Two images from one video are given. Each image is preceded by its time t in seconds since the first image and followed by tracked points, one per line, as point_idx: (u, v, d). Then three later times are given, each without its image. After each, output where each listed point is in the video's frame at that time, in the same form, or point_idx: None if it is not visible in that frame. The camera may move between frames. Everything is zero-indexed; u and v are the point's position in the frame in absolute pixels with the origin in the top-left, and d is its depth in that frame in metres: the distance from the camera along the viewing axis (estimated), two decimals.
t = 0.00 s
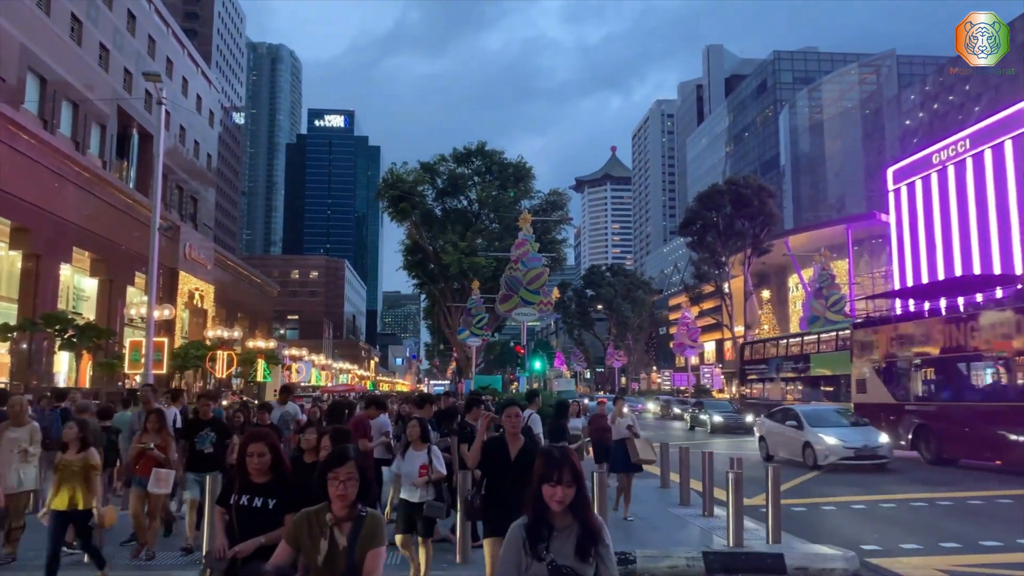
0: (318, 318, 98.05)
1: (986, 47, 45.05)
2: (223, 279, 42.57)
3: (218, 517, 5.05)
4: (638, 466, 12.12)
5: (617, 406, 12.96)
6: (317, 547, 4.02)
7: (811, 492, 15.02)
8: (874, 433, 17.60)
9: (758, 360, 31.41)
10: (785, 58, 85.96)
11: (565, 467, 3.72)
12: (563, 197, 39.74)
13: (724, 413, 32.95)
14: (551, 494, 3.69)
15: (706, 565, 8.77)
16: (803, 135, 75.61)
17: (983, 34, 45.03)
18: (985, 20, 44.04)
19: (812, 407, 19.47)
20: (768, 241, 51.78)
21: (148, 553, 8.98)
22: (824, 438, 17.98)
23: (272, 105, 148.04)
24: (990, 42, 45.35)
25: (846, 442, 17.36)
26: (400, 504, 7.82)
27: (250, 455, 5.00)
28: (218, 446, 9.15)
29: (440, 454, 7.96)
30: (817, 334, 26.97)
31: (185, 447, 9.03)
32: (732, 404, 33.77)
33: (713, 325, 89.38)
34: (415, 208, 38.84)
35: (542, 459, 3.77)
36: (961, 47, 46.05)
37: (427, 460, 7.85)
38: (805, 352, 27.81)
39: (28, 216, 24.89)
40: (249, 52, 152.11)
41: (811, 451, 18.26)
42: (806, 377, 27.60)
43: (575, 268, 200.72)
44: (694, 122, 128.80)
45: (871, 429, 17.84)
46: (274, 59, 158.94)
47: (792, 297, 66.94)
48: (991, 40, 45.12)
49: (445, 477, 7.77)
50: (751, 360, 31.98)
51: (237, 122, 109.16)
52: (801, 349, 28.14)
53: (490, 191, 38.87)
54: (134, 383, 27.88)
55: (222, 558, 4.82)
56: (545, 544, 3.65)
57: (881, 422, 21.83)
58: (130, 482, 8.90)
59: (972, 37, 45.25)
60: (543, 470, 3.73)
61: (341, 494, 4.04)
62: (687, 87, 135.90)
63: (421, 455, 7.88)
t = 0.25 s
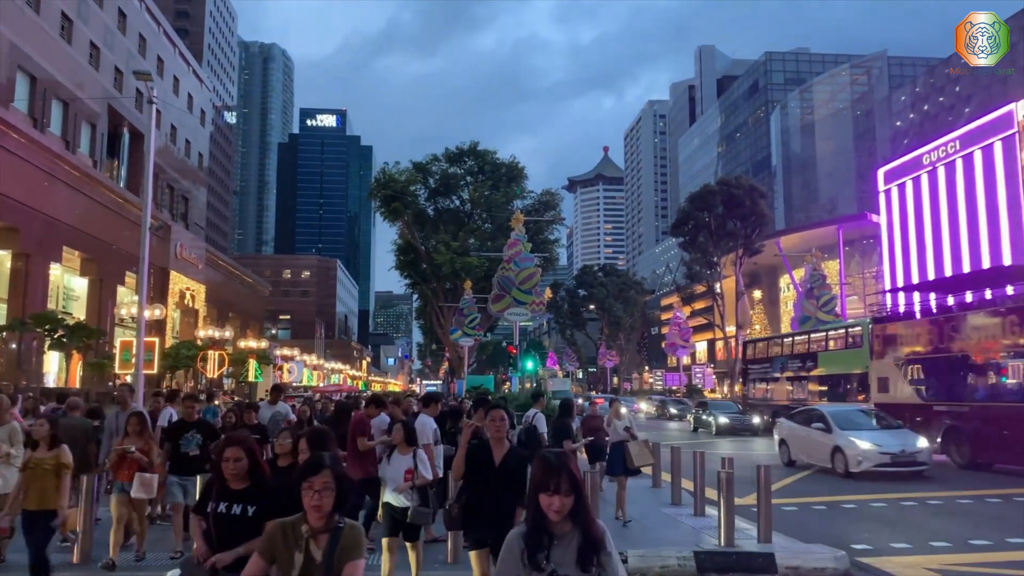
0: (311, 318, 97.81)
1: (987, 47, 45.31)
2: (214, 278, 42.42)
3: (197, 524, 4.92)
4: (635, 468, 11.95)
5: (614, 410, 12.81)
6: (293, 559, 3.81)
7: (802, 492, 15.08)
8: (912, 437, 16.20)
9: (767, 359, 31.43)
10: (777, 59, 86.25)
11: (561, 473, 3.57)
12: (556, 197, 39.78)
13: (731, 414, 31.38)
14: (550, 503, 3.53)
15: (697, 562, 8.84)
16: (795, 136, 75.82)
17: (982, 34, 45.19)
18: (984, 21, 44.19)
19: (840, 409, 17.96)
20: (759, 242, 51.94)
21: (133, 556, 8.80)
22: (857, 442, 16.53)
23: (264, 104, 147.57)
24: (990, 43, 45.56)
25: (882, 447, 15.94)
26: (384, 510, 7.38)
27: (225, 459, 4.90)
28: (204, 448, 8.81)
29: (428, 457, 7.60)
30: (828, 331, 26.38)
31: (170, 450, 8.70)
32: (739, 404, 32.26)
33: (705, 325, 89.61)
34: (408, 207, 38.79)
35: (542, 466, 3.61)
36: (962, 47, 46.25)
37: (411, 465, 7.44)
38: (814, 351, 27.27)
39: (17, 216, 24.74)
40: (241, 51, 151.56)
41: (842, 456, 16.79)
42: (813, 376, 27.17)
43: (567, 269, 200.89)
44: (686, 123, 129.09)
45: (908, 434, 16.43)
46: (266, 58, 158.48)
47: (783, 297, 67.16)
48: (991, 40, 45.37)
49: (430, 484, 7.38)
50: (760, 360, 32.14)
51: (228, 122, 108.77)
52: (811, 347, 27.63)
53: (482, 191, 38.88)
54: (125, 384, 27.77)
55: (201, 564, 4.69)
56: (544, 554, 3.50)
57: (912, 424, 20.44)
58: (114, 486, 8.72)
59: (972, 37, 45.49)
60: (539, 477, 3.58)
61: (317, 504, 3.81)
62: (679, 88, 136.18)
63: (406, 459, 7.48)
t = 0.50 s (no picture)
0: (300, 318, 97.46)
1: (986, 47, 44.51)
2: (203, 278, 42.23)
3: (161, 527, 4.70)
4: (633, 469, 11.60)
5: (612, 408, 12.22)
6: (253, 565, 3.64)
7: (791, 491, 15.12)
8: (970, 442, 14.37)
9: (770, 358, 31.37)
10: (767, 60, 86.56)
11: (548, 487, 3.45)
12: (547, 196, 39.80)
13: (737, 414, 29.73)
14: (534, 519, 3.42)
15: (684, 561, 8.88)
16: (784, 137, 76.04)
17: (982, 35, 44.67)
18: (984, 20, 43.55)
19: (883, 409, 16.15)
20: (748, 241, 52.11)
21: (114, 558, 8.53)
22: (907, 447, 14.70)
23: (253, 103, 146.92)
24: (990, 43, 45.04)
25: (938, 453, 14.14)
26: (360, 511, 7.24)
27: (191, 461, 4.71)
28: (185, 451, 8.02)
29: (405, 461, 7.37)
30: (836, 328, 26.39)
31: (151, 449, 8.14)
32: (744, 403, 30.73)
33: (694, 325, 89.86)
34: (398, 207, 38.67)
35: (526, 475, 3.53)
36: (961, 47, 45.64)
37: (386, 466, 7.23)
38: (822, 349, 27.26)
39: (4, 215, 24.56)
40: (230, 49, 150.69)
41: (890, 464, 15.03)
42: (821, 377, 27.20)
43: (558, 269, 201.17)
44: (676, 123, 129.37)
45: (968, 438, 14.59)
46: (256, 57, 157.96)
47: (772, 297, 67.45)
48: (990, 40, 44.62)
49: (407, 485, 7.18)
50: (762, 362, 32.17)
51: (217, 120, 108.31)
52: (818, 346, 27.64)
53: (473, 190, 38.87)
54: (113, 383, 27.59)
55: (171, 566, 4.45)
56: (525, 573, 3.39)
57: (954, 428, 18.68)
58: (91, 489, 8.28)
59: (971, 36, 44.84)
60: (525, 492, 3.46)
61: (277, 502, 3.74)
62: (670, 88, 136.49)
63: (381, 460, 7.28)
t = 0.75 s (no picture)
0: (288, 317, 97.25)
1: (987, 47, 44.32)
2: (192, 277, 42.04)
3: (125, 539, 4.28)
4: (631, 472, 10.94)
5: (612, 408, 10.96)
6: None
7: (781, 490, 15.18)
8: None
9: (779, 355, 31.13)
10: (756, 60, 86.89)
11: (530, 488, 3.29)
12: (537, 196, 39.83)
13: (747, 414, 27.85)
14: (515, 522, 3.26)
15: (673, 559, 8.97)
16: (773, 137, 76.36)
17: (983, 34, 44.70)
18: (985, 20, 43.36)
19: (948, 411, 13.88)
20: (738, 241, 52.28)
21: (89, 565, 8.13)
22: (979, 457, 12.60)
23: (243, 102, 146.34)
24: (990, 43, 44.97)
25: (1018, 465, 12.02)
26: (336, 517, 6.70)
27: (163, 466, 4.33)
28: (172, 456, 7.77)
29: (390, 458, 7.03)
30: (851, 323, 26.17)
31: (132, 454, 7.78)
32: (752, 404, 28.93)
33: (684, 324, 90.15)
34: (388, 206, 38.58)
35: (507, 478, 3.35)
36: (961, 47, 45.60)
37: (362, 467, 6.64)
38: (836, 345, 26.94)
39: None
40: (219, 47, 150.07)
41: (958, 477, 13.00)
42: (837, 374, 26.78)
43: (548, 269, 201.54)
44: (666, 123, 129.72)
45: None
46: (245, 55, 157.37)
47: (761, 297, 67.77)
48: (991, 40, 44.46)
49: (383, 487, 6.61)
50: (770, 357, 31.86)
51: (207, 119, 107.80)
52: (831, 342, 27.29)
53: (463, 190, 38.91)
54: (101, 383, 27.44)
55: None
56: None
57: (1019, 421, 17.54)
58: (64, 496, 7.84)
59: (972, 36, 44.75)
60: (505, 495, 3.29)
61: (241, 517, 3.35)
62: (659, 89, 136.88)
63: (357, 461, 6.69)
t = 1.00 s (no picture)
0: (277, 317, 96.91)
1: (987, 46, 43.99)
2: (180, 276, 41.88)
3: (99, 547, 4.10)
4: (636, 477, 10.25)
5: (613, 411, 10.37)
6: None
7: (770, 489, 15.23)
8: None
9: (785, 353, 29.81)
10: (744, 61, 87.19)
11: (511, 496, 3.00)
12: (526, 196, 39.86)
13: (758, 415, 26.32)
14: (495, 525, 2.99)
15: (661, 558, 9.00)
16: (762, 137, 76.64)
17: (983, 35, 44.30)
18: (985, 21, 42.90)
19: None
20: (726, 241, 52.45)
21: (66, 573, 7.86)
22: None
23: (231, 101, 145.74)
24: (990, 43, 44.60)
25: None
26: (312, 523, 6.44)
27: (139, 462, 4.11)
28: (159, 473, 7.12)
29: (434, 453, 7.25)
30: (864, 318, 25.12)
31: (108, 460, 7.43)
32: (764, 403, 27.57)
33: (673, 324, 90.43)
34: (377, 205, 38.51)
35: (487, 480, 3.07)
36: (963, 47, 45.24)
37: (333, 471, 6.32)
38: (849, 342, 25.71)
39: None
40: (207, 46, 149.48)
41: None
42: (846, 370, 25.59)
43: (538, 269, 201.75)
44: (655, 123, 130.03)
45: None
46: (234, 54, 156.79)
47: (749, 296, 68.11)
48: (992, 39, 44.14)
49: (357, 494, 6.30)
50: (774, 356, 30.68)
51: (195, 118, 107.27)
52: (843, 338, 26.04)
53: (453, 189, 38.92)
54: (87, 383, 27.31)
55: None
56: None
57: None
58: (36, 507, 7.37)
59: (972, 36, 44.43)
60: (484, 501, 3.02)
61: (209, 532, 3.25)
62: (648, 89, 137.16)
63: (329, 464, 6.34)
